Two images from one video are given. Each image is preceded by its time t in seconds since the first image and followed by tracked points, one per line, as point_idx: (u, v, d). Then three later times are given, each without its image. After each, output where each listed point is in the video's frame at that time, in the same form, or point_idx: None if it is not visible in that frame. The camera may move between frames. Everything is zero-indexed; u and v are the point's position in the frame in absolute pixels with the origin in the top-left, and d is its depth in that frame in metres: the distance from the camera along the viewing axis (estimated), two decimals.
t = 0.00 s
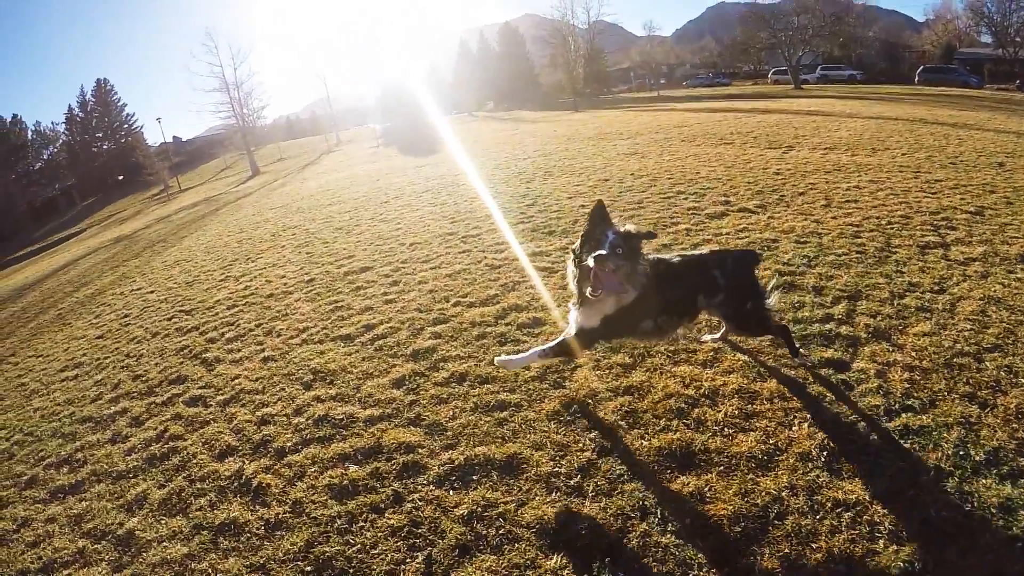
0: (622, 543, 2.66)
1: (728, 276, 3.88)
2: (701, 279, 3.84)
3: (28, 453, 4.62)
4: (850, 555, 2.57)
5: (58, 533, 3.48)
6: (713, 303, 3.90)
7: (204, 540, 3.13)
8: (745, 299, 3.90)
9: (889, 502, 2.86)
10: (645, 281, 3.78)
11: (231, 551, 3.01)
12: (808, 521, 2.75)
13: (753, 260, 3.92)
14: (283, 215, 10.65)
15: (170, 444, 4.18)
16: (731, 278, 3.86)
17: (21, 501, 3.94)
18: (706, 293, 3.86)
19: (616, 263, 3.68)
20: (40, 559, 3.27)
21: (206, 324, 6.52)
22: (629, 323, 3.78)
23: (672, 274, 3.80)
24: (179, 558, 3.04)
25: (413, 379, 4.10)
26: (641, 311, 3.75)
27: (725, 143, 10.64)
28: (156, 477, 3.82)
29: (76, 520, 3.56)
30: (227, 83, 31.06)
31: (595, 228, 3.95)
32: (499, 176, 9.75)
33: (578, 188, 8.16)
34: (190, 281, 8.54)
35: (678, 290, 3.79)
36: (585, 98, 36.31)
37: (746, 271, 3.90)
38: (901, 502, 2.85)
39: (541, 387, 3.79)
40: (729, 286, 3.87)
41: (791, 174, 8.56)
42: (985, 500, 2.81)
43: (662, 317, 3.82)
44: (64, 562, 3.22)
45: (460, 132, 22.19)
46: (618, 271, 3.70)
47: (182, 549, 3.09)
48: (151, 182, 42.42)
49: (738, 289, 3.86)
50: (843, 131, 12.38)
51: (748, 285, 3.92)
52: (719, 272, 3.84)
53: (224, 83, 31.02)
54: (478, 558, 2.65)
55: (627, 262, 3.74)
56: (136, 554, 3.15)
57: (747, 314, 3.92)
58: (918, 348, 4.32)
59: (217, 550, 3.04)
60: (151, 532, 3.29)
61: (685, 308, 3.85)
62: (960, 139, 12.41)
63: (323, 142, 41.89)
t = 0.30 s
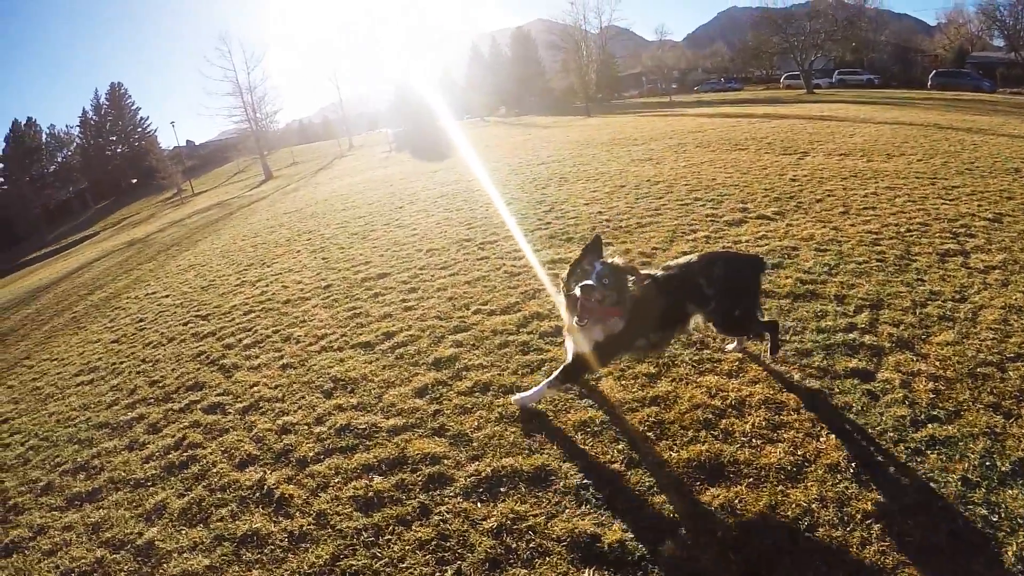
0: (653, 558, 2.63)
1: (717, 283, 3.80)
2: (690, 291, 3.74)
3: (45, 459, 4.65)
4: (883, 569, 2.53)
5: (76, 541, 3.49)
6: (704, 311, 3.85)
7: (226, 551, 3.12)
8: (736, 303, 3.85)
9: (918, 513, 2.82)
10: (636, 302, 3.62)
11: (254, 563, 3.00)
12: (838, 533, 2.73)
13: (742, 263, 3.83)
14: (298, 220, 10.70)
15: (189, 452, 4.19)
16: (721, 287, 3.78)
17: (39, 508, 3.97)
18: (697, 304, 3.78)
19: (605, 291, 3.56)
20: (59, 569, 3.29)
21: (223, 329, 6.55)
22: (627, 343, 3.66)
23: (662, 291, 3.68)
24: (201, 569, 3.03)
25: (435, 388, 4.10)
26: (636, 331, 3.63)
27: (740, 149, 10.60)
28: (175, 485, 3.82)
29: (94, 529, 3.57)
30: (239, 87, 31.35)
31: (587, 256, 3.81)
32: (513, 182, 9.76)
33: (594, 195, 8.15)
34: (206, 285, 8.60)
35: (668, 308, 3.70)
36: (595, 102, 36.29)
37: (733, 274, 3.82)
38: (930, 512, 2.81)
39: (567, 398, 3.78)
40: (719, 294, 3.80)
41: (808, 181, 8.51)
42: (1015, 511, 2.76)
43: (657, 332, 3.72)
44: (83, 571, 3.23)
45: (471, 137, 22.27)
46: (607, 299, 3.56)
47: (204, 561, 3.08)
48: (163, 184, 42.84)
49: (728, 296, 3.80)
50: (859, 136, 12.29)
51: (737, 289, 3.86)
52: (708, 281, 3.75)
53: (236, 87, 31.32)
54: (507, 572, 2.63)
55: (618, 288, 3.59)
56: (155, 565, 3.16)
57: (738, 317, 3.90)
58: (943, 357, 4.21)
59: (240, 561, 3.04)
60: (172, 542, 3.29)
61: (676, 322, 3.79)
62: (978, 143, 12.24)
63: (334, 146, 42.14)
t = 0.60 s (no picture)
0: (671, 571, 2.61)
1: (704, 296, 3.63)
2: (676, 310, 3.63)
3: (54, 458, 4.66)
4: None
5: (86, 544, 3.50)
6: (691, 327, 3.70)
7: (238, 558, 3.11)
8: (726, 315, 3.70)
9: (935, 525, 2.79)
10: (620, 327, 3.55)
11: (267, 569, 2.99)
12: (858, 548, 2.70)
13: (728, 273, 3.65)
14: (308, 223, 10.75)
15: (199, 456, 4.19)
16: (707, 303, 3.61)
17: (46, 509, 3.97)
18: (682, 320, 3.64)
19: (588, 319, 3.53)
20: (67, 572, 3.29)
21: (233, 332, 6.57)
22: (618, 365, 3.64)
23: (648, 309, 3.59)
24: None
25: (450, 396, 4.09)
26: (623, 355, 3.58)
27: (751, 157, 10.60)
28: (185, 490, 3.82)
29: (103, 532, 3.57)
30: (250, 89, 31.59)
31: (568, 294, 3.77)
32: (524, 188, 9.79)
33: (606, 202, 8.16)
34: (216, 287, 8.64)
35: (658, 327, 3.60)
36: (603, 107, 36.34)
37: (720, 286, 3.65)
38: (947, 525, 2.79)
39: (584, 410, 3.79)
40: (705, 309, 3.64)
41: (821, 190, 8.49)
42: None
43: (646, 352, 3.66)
44: None
45: (481, 143, 22.36)
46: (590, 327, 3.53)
47: (216, 568, 3.07)
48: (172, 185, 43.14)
49: (715, 312, 3.63)
50: (870, 145, 12.27)
51: (725, 301, 3.70)
52: (694, 298, 3.60)
53: (247, 89, 31.56)
54: None
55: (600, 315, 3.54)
56: (165, 570, 3.15)
57: (727, 330, 3.77)
58: (958, 370, 4.16)
59: (253, 568, 3.03)
60: (183, 548, 3.28)
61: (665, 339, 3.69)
62: (991, 152, 12.15)
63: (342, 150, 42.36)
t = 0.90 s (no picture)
0: None
1: (689, 310, 3.76)
2: (664, 321, 3.75)
3: (65, 457, 4.68)
4: None
5: (95, 545, 3.50)
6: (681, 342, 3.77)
7: (252, 562, 3.11)
8: (716, 327, 3.68)
9: (954, 535, 2.77)
10: (609, 335, 3.65)
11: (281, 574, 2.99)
12: (878, 558, 2.68)
13: (712, 287, 3.77)
14: (319, 224, 10.79)
15: (211, 458, 4.20)
16: (693, 314, 3.72)
17: (55, 508, 3.99)
18: (670, 335, 3.73)
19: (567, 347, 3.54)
20: (77, 572, 3.29)
21: (245, 332, 6.60)
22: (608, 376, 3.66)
23: (636, 320, 3.75)
24: None
25: (466, 401, 4.11)
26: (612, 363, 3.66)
27: (762, 164, 10.59)
28: (197, 492, 3.82)
29: (113, 533, 3.58)
30: (260, 89, 31.77)
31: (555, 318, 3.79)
32: (535, 191, 9.80)
33: (618, 207, 8.17)
34: (227, 286, 8.68)
35: (647, 338, 3.71)
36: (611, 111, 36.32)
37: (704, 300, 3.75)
38: (966, 536, 2.76)
39: (603, 417, 3.80)
40: (692, 322, 3.72)
41: (833, 197, 8.47)
42: None
43: (636, 362, 3.72)
44: None
45: (490, 145, 22.41)
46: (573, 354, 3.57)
47: (229, 572, 3.06)
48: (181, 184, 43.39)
49: (702, 323, 3.69)
50: (881, 152, 12.22)
51: (714, 312, 3.71)
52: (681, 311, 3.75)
53: (258, 89, 31.74)
54: None
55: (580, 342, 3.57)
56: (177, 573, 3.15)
57: (720, 342, 3.72)
58: (975, 380, 4.11)
59: (267, 572, 3.02)
60: (195, 551, 3.28)
61: (653, 350, 3.75)
62: (1004, 160, 12.05)
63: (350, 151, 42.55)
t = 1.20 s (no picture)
0: None
1: (687, 315, 3.87)
2: (669, 321, 3.84)
3: (75, 449, 4.71)
4: None
5: (106, 540, 3.52)
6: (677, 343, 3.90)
7: (267, 560, 3.11)
8: (707, 337, 3.85)
9: (973, 545, 2.75)
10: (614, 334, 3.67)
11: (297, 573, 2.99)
12: (899, 566, 2.66)
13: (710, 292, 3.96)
14: (331, 219, 10.82)
15: (224, 453, 4.21)
16: (694, 317, 3.87)
17: (65, 500, 4.01)
18: (669, 336, 3.84)
19: (551, 356, 3.51)
20: (88, 567, 3.31)
21: (257, 326, 6.62)
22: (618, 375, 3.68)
23: (641, 319, 3.78)
24: None
25: (484, 402, 4.13)
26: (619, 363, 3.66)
27: (776, 167, 10.54)
28: (211, 488, 3.83)
29: (125, 528, 3.60)
30: (272, 84, 31.90)
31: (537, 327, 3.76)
32: (548, 190, 9.80)
33: (632, 208, 8.17)
34: (239, 280, 8.71)
35: (653, 337, 3.78)
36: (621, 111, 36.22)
37: (701, 307, 3.89)
38: (985, 546, 2.74)
39: (623, 421, 3.82)
40: (692, 324, 3.87)
41: (849, 202, 8.43)
42: None
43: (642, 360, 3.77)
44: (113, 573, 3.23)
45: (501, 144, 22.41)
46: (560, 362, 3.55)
47: (244, 571, 3.06)
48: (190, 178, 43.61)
49: (701, 325, 3.86)
50: (896, 157, 12.15)
51: (711, 316, 3.90)
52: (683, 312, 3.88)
53: (270, 84, 31.85)
54: None
55: (568, 350, 3.53)
56: (190, 570, 3.15)
57: (714, 346, 3.91)
58: (994, 390, 4.06)
59: (282, 571, 3.02)
60: (208, 548, 3.29)
61: (657, 349, 3.82)
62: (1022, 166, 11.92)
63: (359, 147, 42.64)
